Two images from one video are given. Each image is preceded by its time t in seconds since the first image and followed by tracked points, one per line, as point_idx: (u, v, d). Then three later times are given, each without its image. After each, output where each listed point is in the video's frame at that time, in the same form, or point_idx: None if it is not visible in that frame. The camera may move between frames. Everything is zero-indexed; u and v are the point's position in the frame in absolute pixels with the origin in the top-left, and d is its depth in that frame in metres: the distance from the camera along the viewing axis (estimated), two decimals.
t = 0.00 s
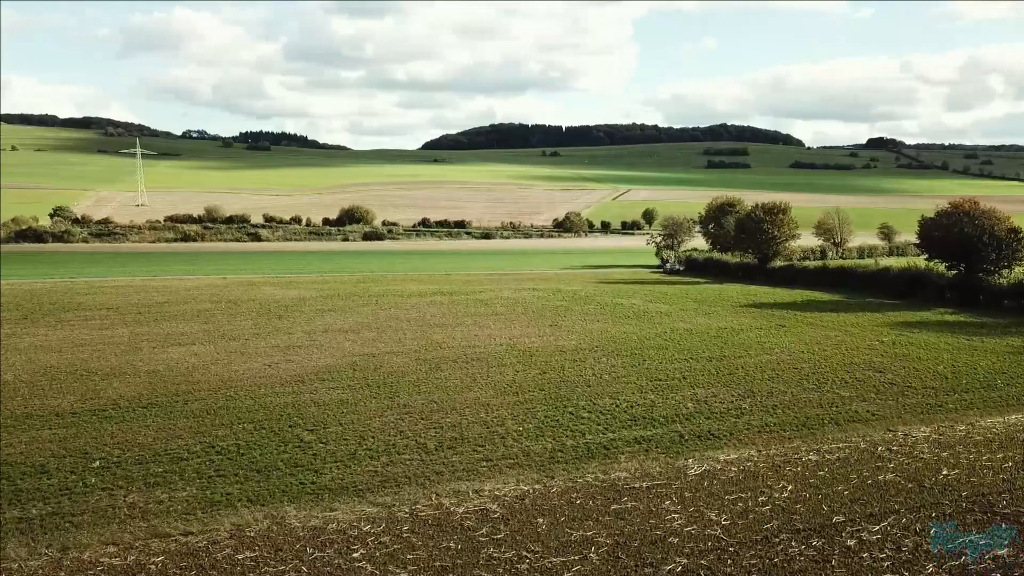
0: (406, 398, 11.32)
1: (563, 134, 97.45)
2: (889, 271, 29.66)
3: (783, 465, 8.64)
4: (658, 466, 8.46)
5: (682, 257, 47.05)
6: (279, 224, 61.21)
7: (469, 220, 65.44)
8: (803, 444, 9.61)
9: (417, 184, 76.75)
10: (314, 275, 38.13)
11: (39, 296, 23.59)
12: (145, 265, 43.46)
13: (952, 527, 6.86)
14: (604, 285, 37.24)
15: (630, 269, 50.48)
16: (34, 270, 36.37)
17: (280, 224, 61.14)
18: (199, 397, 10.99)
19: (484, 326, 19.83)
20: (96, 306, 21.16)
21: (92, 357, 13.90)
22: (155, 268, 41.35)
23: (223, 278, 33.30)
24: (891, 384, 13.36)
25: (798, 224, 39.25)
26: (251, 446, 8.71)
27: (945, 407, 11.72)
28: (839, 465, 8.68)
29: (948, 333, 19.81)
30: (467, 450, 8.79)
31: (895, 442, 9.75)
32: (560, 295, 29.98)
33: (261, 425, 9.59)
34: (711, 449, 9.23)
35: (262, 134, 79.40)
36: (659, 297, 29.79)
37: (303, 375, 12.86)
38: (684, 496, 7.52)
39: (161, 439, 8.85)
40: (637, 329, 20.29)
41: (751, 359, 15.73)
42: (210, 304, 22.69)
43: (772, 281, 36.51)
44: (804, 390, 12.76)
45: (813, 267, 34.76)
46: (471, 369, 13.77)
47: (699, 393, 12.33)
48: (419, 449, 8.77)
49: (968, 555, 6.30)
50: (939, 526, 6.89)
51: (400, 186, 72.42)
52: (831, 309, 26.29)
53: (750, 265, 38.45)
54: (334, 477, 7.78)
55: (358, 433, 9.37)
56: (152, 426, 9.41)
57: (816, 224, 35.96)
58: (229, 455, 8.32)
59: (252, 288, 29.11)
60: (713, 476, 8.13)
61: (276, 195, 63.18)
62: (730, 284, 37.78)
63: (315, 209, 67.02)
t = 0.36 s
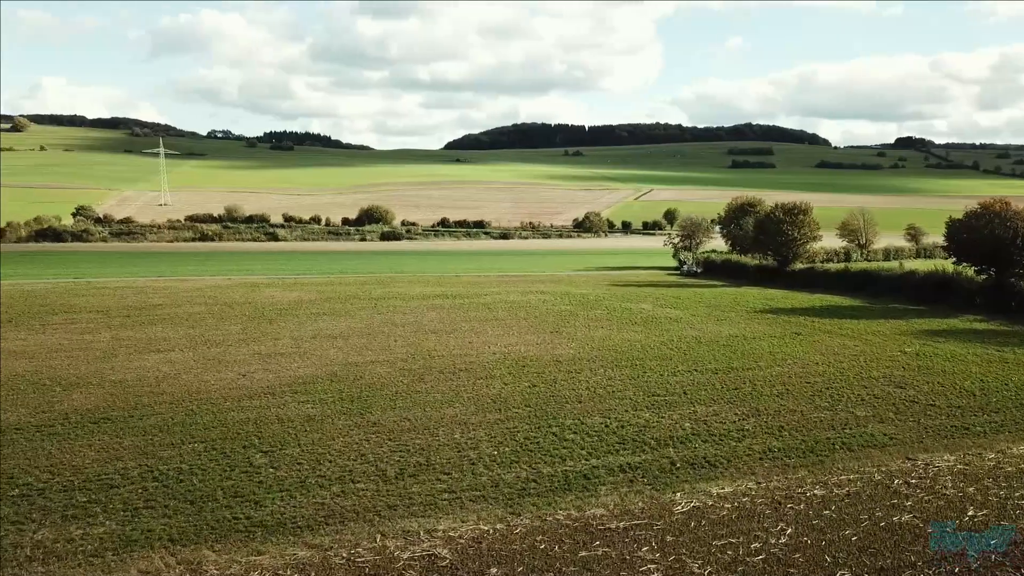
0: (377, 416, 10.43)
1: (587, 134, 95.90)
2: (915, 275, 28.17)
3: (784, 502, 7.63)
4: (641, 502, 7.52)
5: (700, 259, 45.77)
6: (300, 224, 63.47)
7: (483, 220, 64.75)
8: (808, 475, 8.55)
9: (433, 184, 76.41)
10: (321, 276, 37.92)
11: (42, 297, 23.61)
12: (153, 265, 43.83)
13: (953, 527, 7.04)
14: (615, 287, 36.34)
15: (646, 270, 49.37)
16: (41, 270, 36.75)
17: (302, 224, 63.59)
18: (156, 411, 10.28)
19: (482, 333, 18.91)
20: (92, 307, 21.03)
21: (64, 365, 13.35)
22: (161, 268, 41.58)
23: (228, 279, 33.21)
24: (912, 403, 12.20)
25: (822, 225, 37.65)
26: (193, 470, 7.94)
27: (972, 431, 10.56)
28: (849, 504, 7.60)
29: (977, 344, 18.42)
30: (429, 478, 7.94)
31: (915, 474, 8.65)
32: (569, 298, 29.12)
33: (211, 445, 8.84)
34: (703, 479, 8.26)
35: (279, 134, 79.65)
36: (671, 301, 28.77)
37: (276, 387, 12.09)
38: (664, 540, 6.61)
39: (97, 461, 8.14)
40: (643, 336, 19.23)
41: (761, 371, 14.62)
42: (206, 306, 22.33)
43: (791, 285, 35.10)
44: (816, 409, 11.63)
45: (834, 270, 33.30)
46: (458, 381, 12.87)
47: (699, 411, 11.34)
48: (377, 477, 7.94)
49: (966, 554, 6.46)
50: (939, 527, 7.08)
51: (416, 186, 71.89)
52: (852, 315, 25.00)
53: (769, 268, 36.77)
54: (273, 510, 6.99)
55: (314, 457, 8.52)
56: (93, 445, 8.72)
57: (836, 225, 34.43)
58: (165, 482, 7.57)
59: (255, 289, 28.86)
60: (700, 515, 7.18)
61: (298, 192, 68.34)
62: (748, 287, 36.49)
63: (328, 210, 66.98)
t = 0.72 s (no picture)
0: (344, 436, 9.57)
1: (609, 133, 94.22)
2: (943, 280, 26.69)
3: (785, 549, 6.62)
4: (617, 547, 6.60)
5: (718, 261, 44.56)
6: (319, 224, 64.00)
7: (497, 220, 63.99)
8: (817, 514, 7.50)
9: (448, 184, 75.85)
10: (327, 276, 37.66)
11: (46, 298, 23.65)
12: (158, 265, 44.04)
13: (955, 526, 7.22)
14: (627, 290, 35.40)
15: (662, 273, 48.25)
16: (44, 270, 37.03)
17: (320, 224, 64.18)
18: (108, 428, 9.55)
19: (479, 339, 18.03)
20: (91, 308, 20.92)
21: (28, 372, 12.82)
22: (164, 268, 41.67)
23: (234, 280, 33.12)
24: (938, 424, 11.04)
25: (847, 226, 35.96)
26: (122, 500, 7.16)
27: (1007, 460, 9.41)
28: (861, 553, 6.57)
29: (1012, 356, 17.00)
30: (385, 513, 7.11)
31: (939, 513, 7.60)
32: (577, 301, 28.26)
33: (152, 469, 8.08)
34: (695, 518, 7.28)
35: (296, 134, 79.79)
36: (682, 304, 27.73)
37: (244, 400, 11.31)
38: None
39: (21, 491, 7.42)
40: (649, 344, 18.20)
41: (772, 386, 13.52)
42: (205, 308, 22.04)
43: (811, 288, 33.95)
44: (830, 432, 10.54)
45: (858, 274, 31.90)
46: (440, 395, 11.98)
47: (698, 432, 10.37)
48: (326, 510, 7.13)
49: (966, 554, 6.64)
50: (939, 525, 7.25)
51: (432, 186, 71.18)
52: (872, 322, 23.69)
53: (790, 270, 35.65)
54: (199, 552, 6.22)
55: (262, 486, 7.68)
56: (25, 470, 8.02)
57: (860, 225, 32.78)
58: (84, 517, 6.79)
59: (260, 290, 28.57)
60: (686, 564, 6.24)
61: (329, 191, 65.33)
62: (767, 291, 35.22)
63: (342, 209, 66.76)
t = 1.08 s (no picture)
0: (306, 459, 8.71)
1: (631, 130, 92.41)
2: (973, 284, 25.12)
3: None
4: None
5: (737, 262, 43.25)
6: (335, 224, 62.65)
7: (511, 220, 63.10)
8: (829, 563, 6.53)
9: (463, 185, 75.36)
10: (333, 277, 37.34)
11: (47, 300, 23.55)
12: (163, 265, 44.27)
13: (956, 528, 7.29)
14: (639, 292, 34.40)
15: (679, 274, 47.00)
16: (47, 270, 37.24)
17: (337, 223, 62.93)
18: (53, 447, 8.87)
19: (475, 346, 17.08)
20: (88, 311, 20.65)
21: None
22: (168, 268, 41.65)
23: (240, 281, 32.86)
24: (971, 449, 9.90)
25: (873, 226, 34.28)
26: (39, 537, 6.46)
27: None
28: None
29: None
30: (331, 555, 6.29)
31: (969, 559, 6.58)
32: (585, 304, 27.33)
33: (84, 497, 7.36)
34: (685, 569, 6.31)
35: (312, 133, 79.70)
36: (695, 308, 26.61)
37: (209, 415, 10.55)
38: None
39: None
40: (654, 352, 17.12)
41: (786, 402, 12.43)
42: (202, 310, 21.63)
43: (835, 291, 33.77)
44: (849, 458, 9.46)
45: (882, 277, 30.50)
46: (420, 410, 11.09)
47: (699, 456, 9.39)
48: (264, 551, 6.33)
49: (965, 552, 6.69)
50: (939, 528, 7.31)
51: (446, 185, 70.37)
52: (895, 329, 22.31)
53: (813, 272, 35.55)
54: None
55: (199, 519, 6.87)
56: None
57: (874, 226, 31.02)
58: None
59: (261, 293, 28.14)
60: None
61: (342, 192, 70.83)
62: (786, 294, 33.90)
63: (354, 209, 66.55)
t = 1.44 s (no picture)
0: (257, 485, 7.85)
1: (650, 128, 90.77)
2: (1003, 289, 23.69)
3: None
4: None
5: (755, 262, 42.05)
6: (352, 224, 63.18)
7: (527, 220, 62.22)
8: None
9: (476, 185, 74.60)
10: (338, 278, 36.83)
11: (44, 302, 23.27)
12: (168, 266, 44.14)
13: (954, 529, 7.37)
14: (649, 295, 33.31)
15: (694, 276, 45.79)
16: (51, 271, 37.22)
17: (353, 223, 63.31)
18: None
19: (468, 354, 16.11)
20: (80, 315, 20.25)
21: None
22: (172, 269, 41.46)
23: (242, 282, 32.47)
24: (1004, 478, 8.86)
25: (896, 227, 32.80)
26: None
27: None
28: None
29: None
30: None
31: None
32: (593, 308, 26.32)
33: None
34: None
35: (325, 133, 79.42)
36: (707, 313, 25.45)
37: (166, 432, 9.75)
38: None
39: None
40: (659, 362, 16.03)
41: (799, 421, 11.36)
42: (195, 313, 21.11)
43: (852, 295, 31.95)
44: (867, 489, 8.45)
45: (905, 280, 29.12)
46: (397, 428, 10.21)
47: (698, 485, 8.43)
48: None
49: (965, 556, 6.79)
50: (960, 561, 6.70)
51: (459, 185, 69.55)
52: (918, 336, 20.97)
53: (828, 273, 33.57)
54: None
55: (118, 566, 6.09)
56: None
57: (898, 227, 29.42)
58: None
59: (261, 295, 27.60)
60: None
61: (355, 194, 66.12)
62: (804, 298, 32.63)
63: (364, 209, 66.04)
